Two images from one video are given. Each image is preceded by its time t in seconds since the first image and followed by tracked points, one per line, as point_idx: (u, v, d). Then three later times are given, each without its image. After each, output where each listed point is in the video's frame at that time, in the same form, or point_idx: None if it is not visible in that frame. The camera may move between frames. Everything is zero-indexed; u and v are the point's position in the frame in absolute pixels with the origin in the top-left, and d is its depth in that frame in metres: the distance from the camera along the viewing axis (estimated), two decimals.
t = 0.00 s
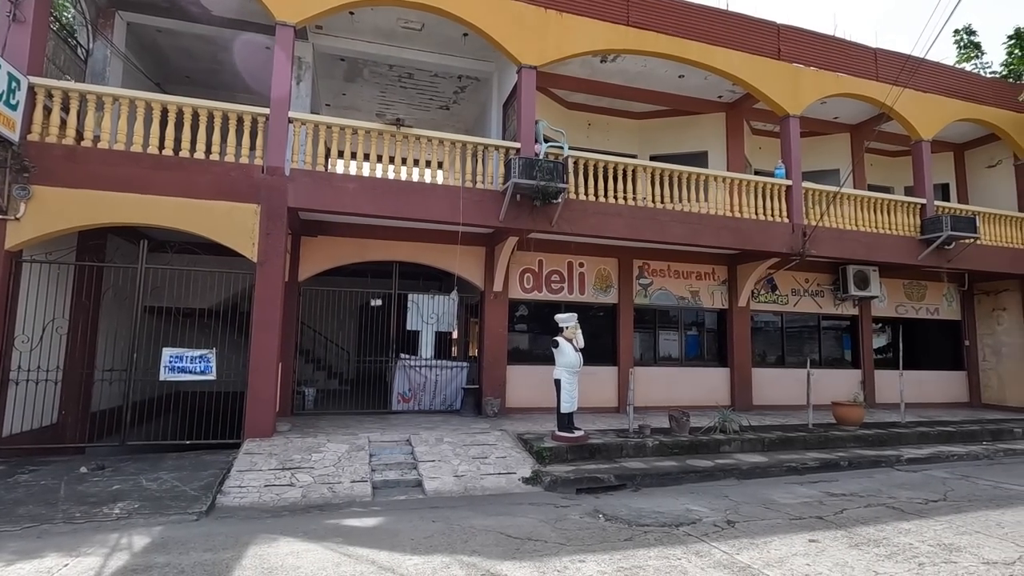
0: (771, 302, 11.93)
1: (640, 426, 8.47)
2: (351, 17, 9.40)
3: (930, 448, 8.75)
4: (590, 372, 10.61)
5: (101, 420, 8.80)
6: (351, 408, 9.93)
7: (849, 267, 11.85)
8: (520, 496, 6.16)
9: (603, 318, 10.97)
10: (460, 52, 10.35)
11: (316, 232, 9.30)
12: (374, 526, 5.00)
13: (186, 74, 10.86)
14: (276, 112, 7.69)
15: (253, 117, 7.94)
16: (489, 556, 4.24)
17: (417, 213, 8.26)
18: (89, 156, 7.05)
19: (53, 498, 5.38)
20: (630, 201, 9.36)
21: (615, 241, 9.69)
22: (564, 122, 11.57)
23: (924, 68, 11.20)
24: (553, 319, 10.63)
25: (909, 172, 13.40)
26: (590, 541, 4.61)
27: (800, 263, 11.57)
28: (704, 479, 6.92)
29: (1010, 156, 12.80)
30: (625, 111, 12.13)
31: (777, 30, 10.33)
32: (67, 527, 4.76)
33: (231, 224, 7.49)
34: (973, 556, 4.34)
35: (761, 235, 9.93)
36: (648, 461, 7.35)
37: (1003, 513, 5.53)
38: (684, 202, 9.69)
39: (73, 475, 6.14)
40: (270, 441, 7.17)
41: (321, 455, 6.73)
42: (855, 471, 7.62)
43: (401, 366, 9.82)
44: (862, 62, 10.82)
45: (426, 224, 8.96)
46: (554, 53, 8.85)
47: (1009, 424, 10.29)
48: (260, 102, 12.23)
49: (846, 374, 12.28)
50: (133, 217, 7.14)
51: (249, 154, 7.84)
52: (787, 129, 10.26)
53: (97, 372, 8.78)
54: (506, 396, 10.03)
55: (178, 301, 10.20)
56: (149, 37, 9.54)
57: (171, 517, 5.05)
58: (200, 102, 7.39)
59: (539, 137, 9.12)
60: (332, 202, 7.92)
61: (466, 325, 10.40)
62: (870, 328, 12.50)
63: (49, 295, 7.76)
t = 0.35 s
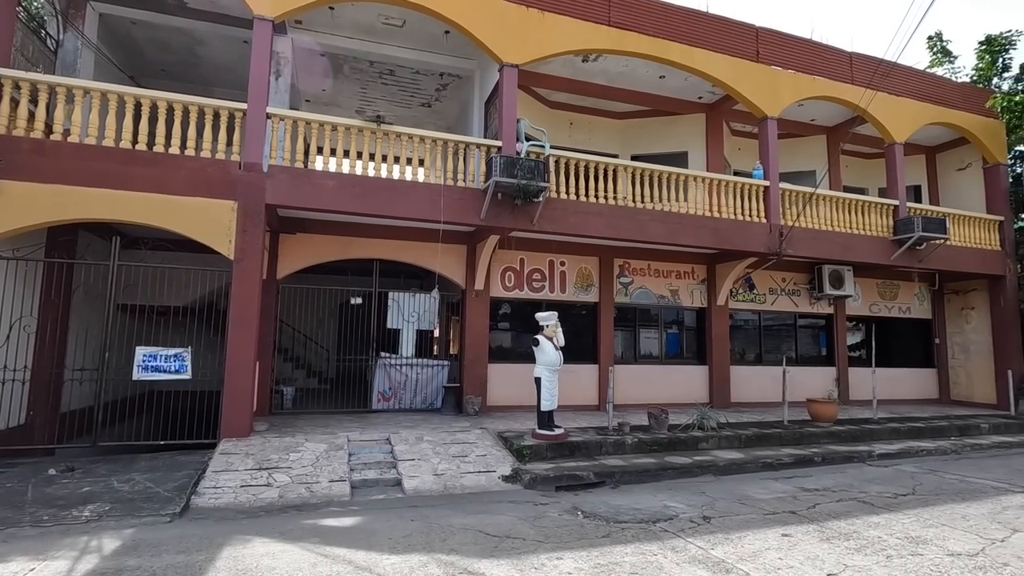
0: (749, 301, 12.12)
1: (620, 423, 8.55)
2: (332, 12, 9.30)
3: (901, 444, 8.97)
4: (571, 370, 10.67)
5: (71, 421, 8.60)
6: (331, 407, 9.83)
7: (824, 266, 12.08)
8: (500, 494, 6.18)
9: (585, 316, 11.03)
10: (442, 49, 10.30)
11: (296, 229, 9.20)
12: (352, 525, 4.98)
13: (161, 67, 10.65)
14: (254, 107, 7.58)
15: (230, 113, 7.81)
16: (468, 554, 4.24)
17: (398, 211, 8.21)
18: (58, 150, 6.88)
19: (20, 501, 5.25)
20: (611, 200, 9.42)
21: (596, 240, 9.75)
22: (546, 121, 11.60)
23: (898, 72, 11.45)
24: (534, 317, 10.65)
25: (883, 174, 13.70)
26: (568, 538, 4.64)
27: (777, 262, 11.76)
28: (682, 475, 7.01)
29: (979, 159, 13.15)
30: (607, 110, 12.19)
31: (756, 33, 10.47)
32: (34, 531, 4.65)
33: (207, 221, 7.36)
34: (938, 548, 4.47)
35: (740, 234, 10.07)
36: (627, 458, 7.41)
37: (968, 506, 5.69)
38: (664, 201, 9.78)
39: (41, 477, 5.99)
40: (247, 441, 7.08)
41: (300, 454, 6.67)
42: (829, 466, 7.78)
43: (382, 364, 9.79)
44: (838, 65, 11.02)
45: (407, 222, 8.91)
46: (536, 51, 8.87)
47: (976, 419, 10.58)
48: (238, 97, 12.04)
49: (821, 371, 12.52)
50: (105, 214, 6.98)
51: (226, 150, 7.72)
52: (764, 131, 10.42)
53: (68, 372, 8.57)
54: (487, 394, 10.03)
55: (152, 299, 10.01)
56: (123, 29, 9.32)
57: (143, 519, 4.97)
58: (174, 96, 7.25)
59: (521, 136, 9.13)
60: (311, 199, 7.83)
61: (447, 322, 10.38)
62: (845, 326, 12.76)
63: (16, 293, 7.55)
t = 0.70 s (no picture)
0: (733, 300, 12.24)
1: (605, 422, 8.59)
2: (317, 9, 9.23)
3: (881, 441, 9.12)
4: (557, 369, 10.71)
5: (49, 421, 8.46)
6: (315, 407, 9.74)
7: (807, 266, 12.24)
8: (485, 493, 6.18)
9: (571, 315, 11.07)
10: (429, 47, 10.27)
11: (280, 227, 9.13)
12: (335, 525, 4.95)
13: (143, 62, 10.49)
14: (238, 104, 7.50)
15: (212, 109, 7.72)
16: (451, 553, 4.24)
17: (383, 210, 8.17)
18: (36, 146, 6.75)
19: None
20: (597, 200, 9.45)
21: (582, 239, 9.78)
22: (533, 121, 11.61)
23: (879, 75, 11.62)
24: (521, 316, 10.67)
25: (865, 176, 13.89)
26: (552, 536, 4.66)
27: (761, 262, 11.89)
28: (666, 473, 7.07)
29: (958, 162, 13.40)
30: (594, 110, 12.23)
31: (741, 34, 10.58)
32: (9, 533, 4.57)
33: (189, 218, 7.27)
34: (914, 543, 4.56)
35: (725, 234, 10.17)
36: (611, 457, 7.45)
37: (944, 501, 5.81)
38: (650, 201, 9.84)
39: (16, 479, 5.88)
40: (229, 441, 7.01)
41: (283, 454, 6.63)
42: (810, 463, 7.89)
43: (367, 363, 9.77)
44: (821, 67, 11.17)
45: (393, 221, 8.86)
46: (522, 50, 8.88)
47: (954, 417, 10.78)
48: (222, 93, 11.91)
49: (804, 370, 12.69)
50: (83, 210, 6.86)
51: (208, 147, 7.63)
52: (749, 132, 10.52)
53: (45, 372, 8.41)
54: (473, 393, 10.03)
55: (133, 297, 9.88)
56: (103, 23, 9.16)
57: (122, 520, 4.90)
58: (156, 92, 7.15)
59: (507, 135, 9.13)
60: (296, 197, 7.77)
61: (433, 322, 10.35)
62: (827, 326, 12.94)
63: None
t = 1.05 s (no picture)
0: (726, 299, 12.29)
1: (598, 420, 8.62)
2: (309, 6, 9.19)
3: (870, 439, 9.19)
4: (550, 368, 10.73)
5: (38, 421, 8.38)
6: (307, 406, 9.69)
7: (799, 266, 12.30)
8: (477, 492, 6.18)
9: (565, 314, 11.08)
10: (422, 45, 10.25)
11: (272, 226, 9.08)
12: (327, 524, 4.94)
13: (133, 59, 10.41)
14: (229, 102, 7.46)
15: (203, 107, 7.66)
16: (442, 551, 4.25)
17: (376, 208, 8.15)
18: (24, 143, 6.69)
19: None
20: (590, 199, 9.46)
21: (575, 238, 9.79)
22: (527, 120, 11.61)
23: (869, 75, 11.70)
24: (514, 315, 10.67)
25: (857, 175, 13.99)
26: (543, 534, 4.67)
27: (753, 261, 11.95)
28: (658, 472, 7.09)
29: (947, 162, 13.52)
30: (587, 109, 12.24)
31: (733, 34, 10.62)
32: None
33: (179, 216, 7.22)
34: (901, 539, 4.60)
35: (717, 234, 10.22)
36: (604, 455, 7.47)
37: (932, 498, 5.87)
38: (642, 201, 9.87)
39: (4, 479, 5.83)
40: (220, 440, 6.98)
41: (274, 454, 6.60)
42: (801, 461, 7.94)
43: (360, 362, 9.73)
44: (812, 67, 11.24)
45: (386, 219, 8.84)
46: (515, 49, 8.88)
47: (943, 415, 10.86)
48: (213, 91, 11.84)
49: (796, 368, 12.77)
50: (72, 208, 6.81)
51: (199, 145, 7.58)
52: (741, 132, 10.58)
53: (33, 371, 8.33)
54: (466, 392, 10.03)
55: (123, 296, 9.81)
56: (93, 19, 9.08)
57: (111, 520, 4.87)
58: (147, 89, 7.10)
59: (500, 134, 9.12)
60: (287, 195, 7.74)
61: (426, 321, 10.33)
62: (818, 324, 13.03)
63: None
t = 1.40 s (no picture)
0: (725, 298, 12.32)
1: (597, 419, 8.62)
2: (308, 5, 9.17)
3: (868, 438, 9.22)
4: (549, 367, 10.74)
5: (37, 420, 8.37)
6: (307, 405, 9.69)
7: (798, 265, 12.31)
8: (477, 491, 6.19)
9: (564, 314, 11.09)
10: (421, 44, 10.23)
11: (271, 225, 9.07)
12: (327, 524, 4.94)
13: (132, 57, 10.38)
14: (228, 101, 7.44)
15: (202, 106, 7.64)
16: (443, 551, 4.25)
17: (375, 207, 8.14)
18: (23, 142, 6.68)
19: None
20: (589, 198, 9.46)
21: (574, 237, 9.79)
22: (526, 119, 11.61)
23: (868, 75, 11.72)
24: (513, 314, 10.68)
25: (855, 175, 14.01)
26: (543, 534, 4.67)
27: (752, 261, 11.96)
28: (657, 471, 7.10)
29: (946, 162, 13.55)
30: (586, 108, 12.23)
31: (733, 34, 10.63)
32: None
33: (178, 214, 7.21)
34: (901, 538, 4.61)
35: (716, 233, 10.22)
36: (603, 455, 7.48)
37: (930, 497, 5.89)
38: (642, 200, 9.88)
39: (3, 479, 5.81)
40: (220, 440, 6.97)
41: (274, 453, 6.59)
42: (799, 460, 7.95)
43: (359, 362, 9.72)
44: (811, 67, 11.25)
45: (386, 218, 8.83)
46: (515, 48, 8.87)
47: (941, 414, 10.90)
48: (212, 90, 11.81)
49: (795, 367, 12.79)
50: (70, 207, 6.79)
51: (198, 143, 7.56)
52: (740, 131, 10.59)
53: (31, 370, 8.30)
54: (465, 391, 10.03)
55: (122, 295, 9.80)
56: (91, 17, 9.06)
57: (110, 520, 4.86)
58: (145, 88, 7.07)
59: (500, 133, 9.12)
60: (287, 195, 7.73)
61: (425, 320, 10.33)
62: (817, 324, 13.05)
63: None
